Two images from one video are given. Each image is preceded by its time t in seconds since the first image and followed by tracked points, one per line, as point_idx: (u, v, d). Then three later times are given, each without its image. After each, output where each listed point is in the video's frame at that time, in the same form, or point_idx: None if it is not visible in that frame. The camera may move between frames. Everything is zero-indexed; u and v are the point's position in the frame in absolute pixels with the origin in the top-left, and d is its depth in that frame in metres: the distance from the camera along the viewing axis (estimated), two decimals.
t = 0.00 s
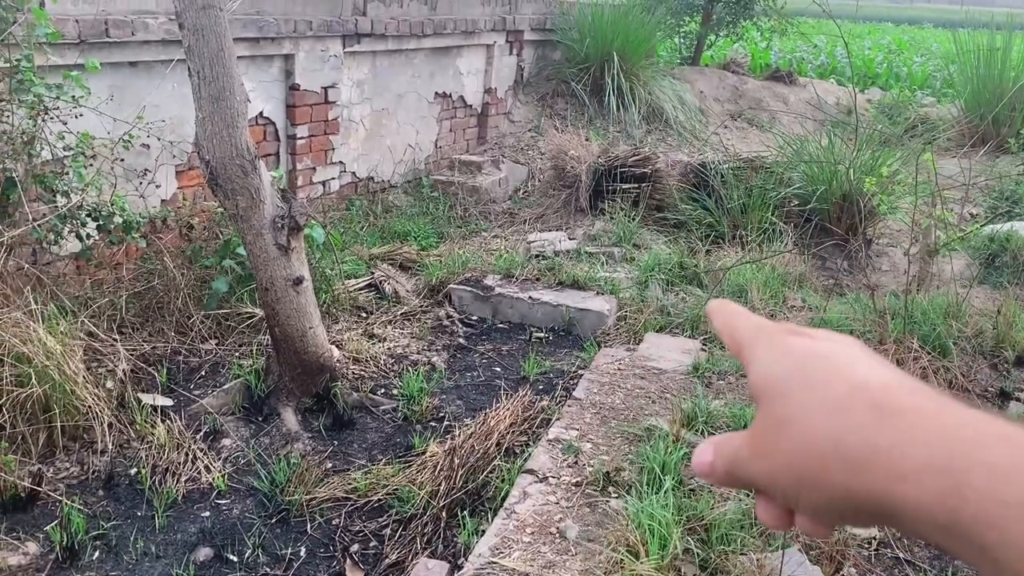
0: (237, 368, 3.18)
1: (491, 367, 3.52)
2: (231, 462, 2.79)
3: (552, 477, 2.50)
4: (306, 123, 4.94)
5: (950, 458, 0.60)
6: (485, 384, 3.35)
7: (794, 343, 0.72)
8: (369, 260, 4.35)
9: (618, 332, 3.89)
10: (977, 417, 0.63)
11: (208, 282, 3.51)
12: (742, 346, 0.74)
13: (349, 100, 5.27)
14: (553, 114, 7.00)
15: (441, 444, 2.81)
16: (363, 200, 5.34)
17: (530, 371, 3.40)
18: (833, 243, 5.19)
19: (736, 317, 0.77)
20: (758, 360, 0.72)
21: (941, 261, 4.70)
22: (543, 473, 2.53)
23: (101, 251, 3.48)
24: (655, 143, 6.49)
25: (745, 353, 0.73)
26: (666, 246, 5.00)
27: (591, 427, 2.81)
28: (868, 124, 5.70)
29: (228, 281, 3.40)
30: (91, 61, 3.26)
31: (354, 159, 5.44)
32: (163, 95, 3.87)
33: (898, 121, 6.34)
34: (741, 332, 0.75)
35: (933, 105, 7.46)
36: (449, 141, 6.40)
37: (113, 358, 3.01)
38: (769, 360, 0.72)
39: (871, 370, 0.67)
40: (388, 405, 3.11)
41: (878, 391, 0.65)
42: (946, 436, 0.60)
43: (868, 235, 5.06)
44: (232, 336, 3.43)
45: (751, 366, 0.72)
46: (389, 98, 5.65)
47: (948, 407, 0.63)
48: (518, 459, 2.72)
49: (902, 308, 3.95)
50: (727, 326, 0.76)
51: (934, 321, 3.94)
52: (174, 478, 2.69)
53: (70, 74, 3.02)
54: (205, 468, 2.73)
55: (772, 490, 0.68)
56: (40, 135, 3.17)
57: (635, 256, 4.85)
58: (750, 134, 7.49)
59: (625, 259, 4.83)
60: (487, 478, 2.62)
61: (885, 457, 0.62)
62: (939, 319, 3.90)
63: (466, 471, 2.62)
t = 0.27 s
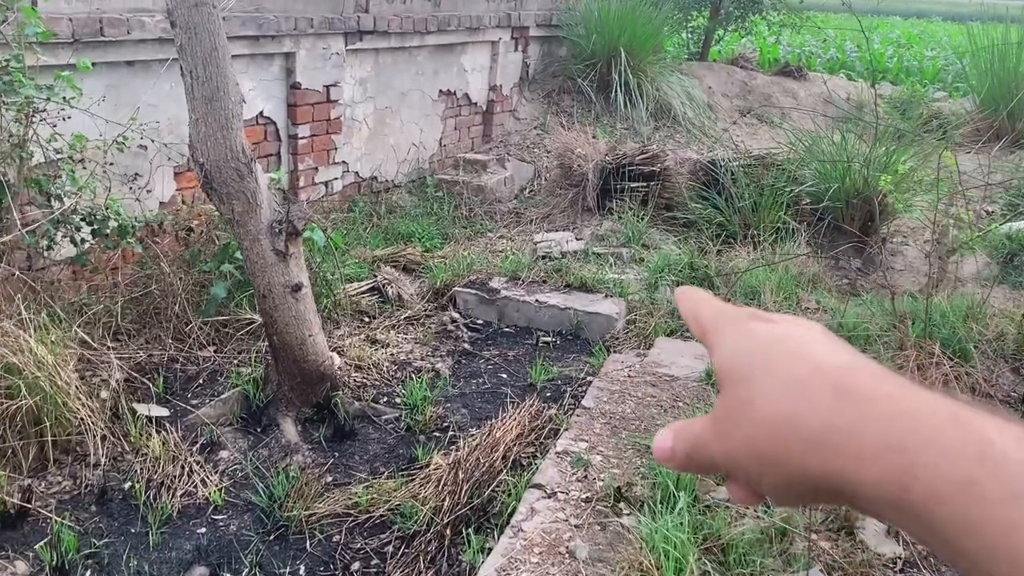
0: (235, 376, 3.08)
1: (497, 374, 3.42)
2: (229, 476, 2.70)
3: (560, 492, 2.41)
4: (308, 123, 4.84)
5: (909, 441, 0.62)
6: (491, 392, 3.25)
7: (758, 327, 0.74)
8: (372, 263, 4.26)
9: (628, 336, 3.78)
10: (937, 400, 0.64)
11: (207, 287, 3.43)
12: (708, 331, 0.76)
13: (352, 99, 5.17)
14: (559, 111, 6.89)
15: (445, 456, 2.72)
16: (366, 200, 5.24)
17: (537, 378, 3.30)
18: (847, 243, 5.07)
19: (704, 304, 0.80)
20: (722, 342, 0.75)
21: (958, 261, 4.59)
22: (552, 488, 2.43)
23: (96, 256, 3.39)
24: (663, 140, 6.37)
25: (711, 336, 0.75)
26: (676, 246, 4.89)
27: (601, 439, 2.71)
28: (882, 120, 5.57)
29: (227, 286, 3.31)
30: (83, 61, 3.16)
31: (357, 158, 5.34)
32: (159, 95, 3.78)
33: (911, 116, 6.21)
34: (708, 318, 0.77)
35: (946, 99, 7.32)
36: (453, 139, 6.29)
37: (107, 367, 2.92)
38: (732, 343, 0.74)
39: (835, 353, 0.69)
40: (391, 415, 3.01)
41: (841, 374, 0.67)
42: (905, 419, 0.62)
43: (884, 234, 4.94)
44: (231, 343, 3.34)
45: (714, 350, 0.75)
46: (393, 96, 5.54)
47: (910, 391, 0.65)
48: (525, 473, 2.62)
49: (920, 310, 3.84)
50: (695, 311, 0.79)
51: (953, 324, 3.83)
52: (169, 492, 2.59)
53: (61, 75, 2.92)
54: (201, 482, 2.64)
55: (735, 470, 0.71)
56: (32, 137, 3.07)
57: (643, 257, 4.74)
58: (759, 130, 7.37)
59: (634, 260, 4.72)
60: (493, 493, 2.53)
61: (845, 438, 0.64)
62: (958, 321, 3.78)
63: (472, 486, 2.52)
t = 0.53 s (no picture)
0: (230, 391, 2.94)
1: (504, 385, 3.27)
2: (222, 499, 2.55)
3: (572, 520, 2.25)
4: (308, 120, 4.69)
5: (863, 459, 0.64)
6: (498, 405, 3.10)
7: (729, 353, 0.75)
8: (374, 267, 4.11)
9: (641, 342, 3.62)
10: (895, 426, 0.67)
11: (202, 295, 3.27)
12: (679, 357, 0.77)
13: (353, 95, 5.01)
14: (568, 105, 6.71)
15: (450, 477, 2.57)
16: (369, 199, 5.09)
17: (546, 389, 3.15)
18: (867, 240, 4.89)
19: (675, 331, 0.80)
20: (694, 368, 0.75)
21: (985, 259, 4.40)
22: (563, 514, 2.28)
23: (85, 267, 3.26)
24: (675, 134, 6.19)
25: (682, 362, 0.76)
26: (690, 245, 4.72)
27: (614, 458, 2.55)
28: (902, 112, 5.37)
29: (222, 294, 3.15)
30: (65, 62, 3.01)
31: (360, 156, 5.19)
32: (151, 95, 3.63)
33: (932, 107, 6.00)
34: (680, 345, 0.78)
35: (967, 87, 7.09)
36: (459, 135, 6.12)
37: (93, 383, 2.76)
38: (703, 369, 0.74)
39: (799, 373, 0.71)
40: (393, 432, 2.87)
41: (806, 393, 0.68)
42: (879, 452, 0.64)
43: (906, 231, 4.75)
44: (227, 354, 3.18)
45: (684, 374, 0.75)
46: (396, 92, 5.38)
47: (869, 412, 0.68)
48: (534, 497, 2.47)
49: (948, 313, 3.66)
50: (666, 337, 0.80)
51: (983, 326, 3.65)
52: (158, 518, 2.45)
53: (42, 77, 2.79)
54: (192, 506, 2.50)
55: (701, 493, 0.70)
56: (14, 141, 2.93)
57: (656, 257, 4.57)
58: (773, 121, 7.17)
59: (646, 260, 4.55)
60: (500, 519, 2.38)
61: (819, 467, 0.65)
62: (989, 324, 3.60)
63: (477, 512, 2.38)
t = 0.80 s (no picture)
0: (230, 395, 2.83)
1: (515, 384, 3.15)
2: (221, 511, 2.45)
3: (586, 536, 2.13)
4: (312, 107, 4.55)
5: (920, 466, 0.59)
6: (509, 406, 2.98)
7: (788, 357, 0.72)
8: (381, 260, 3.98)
9: (657, 337, 3.49)
10: (899, 438, 0.64)
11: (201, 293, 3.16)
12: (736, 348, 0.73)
13: (358, 80, 4.87)
14: (580, 86, 6.53)
15: (459, 487, 2.45)
16: (376, 187, 4.96)
17: (559, 390, 3.02)
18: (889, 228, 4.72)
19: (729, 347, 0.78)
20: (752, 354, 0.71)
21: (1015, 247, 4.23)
22: (577, 530, 2.16)
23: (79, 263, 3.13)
24: (691, 116, 6.01)
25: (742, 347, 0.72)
26: (707, 233, 4.57)
27: (631, 467, 2.43)
28: (927, 92, 5.18)
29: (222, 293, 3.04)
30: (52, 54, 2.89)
31: (366, 143, 5.05)
32: (147, 86, 3.50)
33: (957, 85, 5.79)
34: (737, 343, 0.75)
35: (993, 64, 6.86)
36: (468, 119, 5.97)
37: (87, 388, 2.67)
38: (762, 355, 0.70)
39: (811, 361, 0.69)
40: (399, 438, 2.75)
41: (819, 380, 0.66)
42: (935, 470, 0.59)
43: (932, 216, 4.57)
44: (227, 356, 3.08)
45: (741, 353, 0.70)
46: (403, 75, 5.23)
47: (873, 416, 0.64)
48: (547, 509, 2.35)
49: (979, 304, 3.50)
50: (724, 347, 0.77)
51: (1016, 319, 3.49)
52: (155, 532, 2.34)
53: (26, 69, 2.69)
54: (190, 519, 2.39)
55: (727, 438, 0.63)
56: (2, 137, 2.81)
57: (672, 246, 4.42)
58: (792, 101, 6.97)
59: (661, 249, 4.40)
60: (510, 534, 2.26)
61: (872, 452, 0.60)
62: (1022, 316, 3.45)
63: (487, 527, 2.26)
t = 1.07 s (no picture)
0: (236, 359, 2.80)
1: (525, 347, 3.09)
2: (228, 475, 2.41)
3: (599, 501, 2.09)
4: (315, 64, 4.44)
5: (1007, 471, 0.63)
6: (519, 369, 2.93)
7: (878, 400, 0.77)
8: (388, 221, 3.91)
9: (669, 298, 3.42)
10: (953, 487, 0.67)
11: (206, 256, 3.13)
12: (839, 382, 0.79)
13: (362, 35, 4.75)
14: (590, 40, 6.38)
15: (468, 452, 2.41)
16: (383, 145, 4.88)
17: (569, 352, 2.97)
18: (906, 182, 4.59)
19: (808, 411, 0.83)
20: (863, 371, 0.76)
21: None
22: (589, 495, 2.11)
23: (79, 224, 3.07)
24: (704, 69, 5.86)
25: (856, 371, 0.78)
26: (721, 190, 4.47)
27: (644, 431, 2.38)
28: (947, 42, 5.02)
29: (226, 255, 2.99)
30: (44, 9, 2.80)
31: (371, 100, 4.95)
32: (145, 41, 3.41)
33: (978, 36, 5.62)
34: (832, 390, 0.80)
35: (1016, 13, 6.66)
36: (475, 75, 5.84)
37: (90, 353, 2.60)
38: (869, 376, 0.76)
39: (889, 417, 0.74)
40: (407, 401, 2.71)
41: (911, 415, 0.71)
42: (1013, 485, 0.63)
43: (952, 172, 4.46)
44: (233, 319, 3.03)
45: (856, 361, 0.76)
46: (408, 31, 5.11)
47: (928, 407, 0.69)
48: (558, 474, 2.31)
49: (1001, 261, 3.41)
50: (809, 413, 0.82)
51: None
52: (161, 498, 2.31)
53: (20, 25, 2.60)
54: (197, 483, 2.36)
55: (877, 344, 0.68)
56: None
57: (684, 203, 4.32)
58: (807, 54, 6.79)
59: (673, 207, 4.31)
60: (520, 499, 2.24)
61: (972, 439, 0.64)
62: None
63: (497, 492, 2.23)
